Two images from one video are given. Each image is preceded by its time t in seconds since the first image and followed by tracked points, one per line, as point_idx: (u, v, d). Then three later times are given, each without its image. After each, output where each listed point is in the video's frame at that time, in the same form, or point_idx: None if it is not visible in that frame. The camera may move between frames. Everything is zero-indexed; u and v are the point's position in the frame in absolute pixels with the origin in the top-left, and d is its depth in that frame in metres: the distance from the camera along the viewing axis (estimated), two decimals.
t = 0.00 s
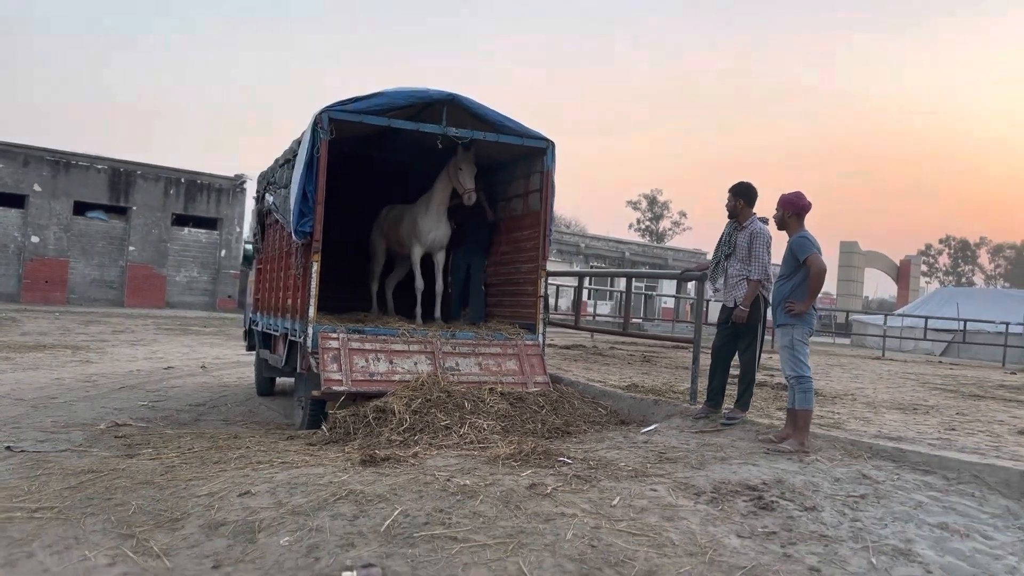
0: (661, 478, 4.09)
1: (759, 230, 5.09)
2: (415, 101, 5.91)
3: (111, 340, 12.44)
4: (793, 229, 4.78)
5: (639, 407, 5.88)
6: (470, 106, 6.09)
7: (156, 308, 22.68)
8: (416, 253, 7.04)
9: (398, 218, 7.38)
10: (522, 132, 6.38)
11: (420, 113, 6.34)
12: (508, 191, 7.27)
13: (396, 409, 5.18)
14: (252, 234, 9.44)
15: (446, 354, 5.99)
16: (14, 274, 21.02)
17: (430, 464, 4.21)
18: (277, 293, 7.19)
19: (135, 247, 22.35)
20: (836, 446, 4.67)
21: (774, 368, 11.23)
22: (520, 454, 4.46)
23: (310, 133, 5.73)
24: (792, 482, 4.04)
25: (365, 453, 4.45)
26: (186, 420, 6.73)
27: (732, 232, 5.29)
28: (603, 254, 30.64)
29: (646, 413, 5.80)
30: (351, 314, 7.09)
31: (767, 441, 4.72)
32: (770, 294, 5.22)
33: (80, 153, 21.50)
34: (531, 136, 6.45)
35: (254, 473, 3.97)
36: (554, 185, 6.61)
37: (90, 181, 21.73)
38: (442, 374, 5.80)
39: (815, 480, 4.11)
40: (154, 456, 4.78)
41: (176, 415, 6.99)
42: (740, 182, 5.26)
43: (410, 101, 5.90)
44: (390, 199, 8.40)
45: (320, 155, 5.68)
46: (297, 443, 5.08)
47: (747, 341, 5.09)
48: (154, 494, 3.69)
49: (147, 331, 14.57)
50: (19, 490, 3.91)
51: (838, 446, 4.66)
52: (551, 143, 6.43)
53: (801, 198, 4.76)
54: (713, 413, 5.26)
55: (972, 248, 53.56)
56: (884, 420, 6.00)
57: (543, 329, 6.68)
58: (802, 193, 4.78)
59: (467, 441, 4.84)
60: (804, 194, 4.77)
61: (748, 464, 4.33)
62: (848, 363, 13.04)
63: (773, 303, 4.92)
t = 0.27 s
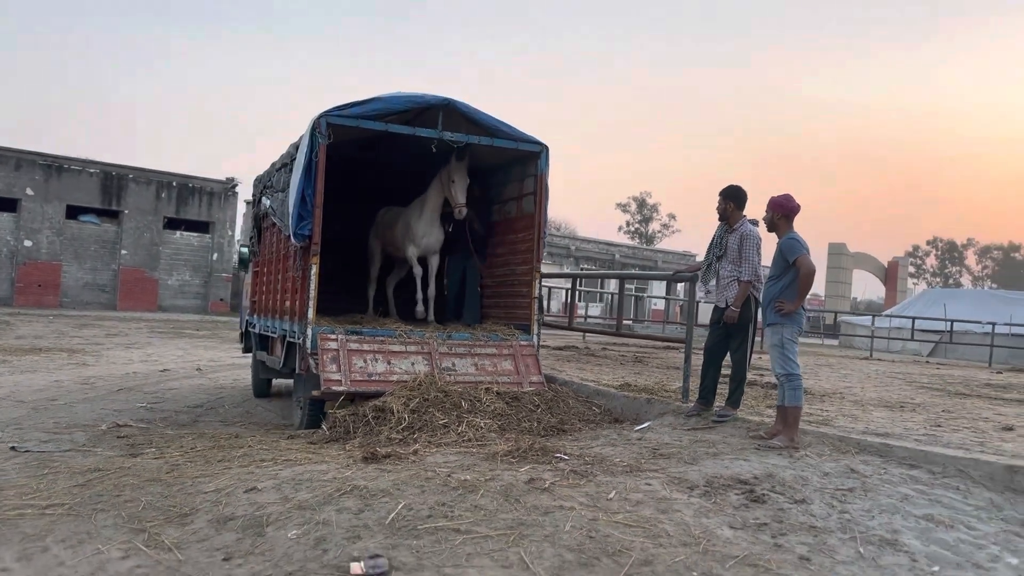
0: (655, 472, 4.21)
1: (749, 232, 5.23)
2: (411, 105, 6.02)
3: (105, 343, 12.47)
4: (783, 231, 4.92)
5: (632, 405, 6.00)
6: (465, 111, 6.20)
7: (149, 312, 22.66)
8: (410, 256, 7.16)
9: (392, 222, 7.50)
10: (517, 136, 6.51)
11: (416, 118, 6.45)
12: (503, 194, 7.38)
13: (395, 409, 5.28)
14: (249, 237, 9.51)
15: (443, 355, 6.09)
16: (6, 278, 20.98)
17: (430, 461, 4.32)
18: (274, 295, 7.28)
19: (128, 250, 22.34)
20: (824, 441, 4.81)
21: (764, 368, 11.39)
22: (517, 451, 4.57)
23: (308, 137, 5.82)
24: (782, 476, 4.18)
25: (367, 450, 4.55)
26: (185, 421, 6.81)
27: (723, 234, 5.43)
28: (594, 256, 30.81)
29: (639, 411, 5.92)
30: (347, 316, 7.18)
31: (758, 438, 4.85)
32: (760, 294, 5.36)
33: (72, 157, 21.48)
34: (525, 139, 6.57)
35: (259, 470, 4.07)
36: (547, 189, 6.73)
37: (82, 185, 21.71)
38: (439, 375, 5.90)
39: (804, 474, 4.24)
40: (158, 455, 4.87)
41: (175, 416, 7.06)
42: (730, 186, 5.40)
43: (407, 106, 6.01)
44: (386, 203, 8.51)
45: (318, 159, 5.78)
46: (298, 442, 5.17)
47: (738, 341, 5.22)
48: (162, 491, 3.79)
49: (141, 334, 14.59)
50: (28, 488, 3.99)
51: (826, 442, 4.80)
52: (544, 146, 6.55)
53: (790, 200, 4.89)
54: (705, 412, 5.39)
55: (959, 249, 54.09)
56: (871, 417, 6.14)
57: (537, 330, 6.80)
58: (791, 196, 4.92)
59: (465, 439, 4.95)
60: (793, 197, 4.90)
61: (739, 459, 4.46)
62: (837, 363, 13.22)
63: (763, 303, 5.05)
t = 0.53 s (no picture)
0: (656, 470, 4.27)
1: (745, 233, 5.29)
2: (410, 108, 6.07)
3: (102, 345, 12.47)
4: (778, 232, 4.98)
5: (631, 404, 6.06)
6: (463, 113, 6.25)
7: (144, 313, 22.63)
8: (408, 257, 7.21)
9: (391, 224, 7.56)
10: (515, 137, 6.56)
11: (415, 120, 6.50)
12: (500, 196, 7.44)
13: (396, 408, 5.33)
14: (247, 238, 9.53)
15: (443, 355, 6.14)
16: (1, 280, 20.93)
17: (432, 460, 4.36)
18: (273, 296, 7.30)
19: (123, 252, 22.30)
20: (821, 438, 4.88)
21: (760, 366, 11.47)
22: (519, 449, 4.62)
23: (308, 140, 5.86)
24: (780, 473, 4.24)
25: (370, 450, 4.59)
26: (185, 422, 6.84)
27: (719, 235, 5.50)
28: (588, 256, 30.88)
29: (637, 410, 5.98)
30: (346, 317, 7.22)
31: (755, 435, 4.91)
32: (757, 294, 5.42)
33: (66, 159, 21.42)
34: (523, 141, 6.62)
35: (264, 470, 4.11)
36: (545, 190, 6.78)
37: (77, 186, 21.66)
38: (439, 374, 5.95)
39: (801, 471, 4.30)
40: (161, 456, 4.90)
41: (175, 417, 7.09)
42: (725, 188, 5.47)
43: (405, 109, 6.06)
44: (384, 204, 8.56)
45: (318, 162, 5.82)
46: (300, 442, 5.22)
47: (737, 340, 5.28)
48: (168, 491, 3.83)
49: (137, 335, 14.59)
50: (35, 489, 4.03)
51: (823, 439, 4.87)
52: (542, 148, 6.61)
53: (786, 201, 4.96)
54: (703, 410, 5.45)
55: (952, 247, 54.38)
56: (867, 415, 6.22)
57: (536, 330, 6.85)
58: (786, 197, 4.98)
59: (467, 438, 5.00)
60: (788, 198, 4.97)
61: (738, 456, 4.52)
62: (832, 361, 13.31)
63: (760, 303, 5.12)
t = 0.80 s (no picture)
0: (655, 469, 4.33)
1: (740, 234, 5.35)
2: (409, 112, 6.12)
3: (98, 347, 12.45)
4: (773, 233, 5.05)
5: (628, 403, 6.12)
6: (462, 116, 6.30)
7: (138, 315, 22.58)
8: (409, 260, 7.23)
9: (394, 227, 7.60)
10: (513, 140, 6.61)
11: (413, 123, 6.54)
12: (499, 198, 7.48)
13: (397, 409, 5.37)
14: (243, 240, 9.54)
15: (442, 356, 6.19)
16: None
17: (434, 460, 4.41)
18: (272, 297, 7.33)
19: (117, 253, 22.24)
20: (816, 437, 4.95)
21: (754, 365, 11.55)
22: (520, 449, 4.67)
23: (308, 144, 5.90)
24: (777, 471, 4.30)
25: (372, 451, 4.63)
26: (185, 424, 6.86)
27: (715, 237, 5.56)
28: (582, 255, 30.96)
29: (635, 409, 6.04)
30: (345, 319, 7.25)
31: (752, 434, 4.98)
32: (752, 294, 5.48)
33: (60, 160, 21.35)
34: (520, 143, 6.67)
35: (268, 471, 4.15)
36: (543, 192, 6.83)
37: (70, 188, 21.59)
38: (439, 375, 5.99)
39: (798, 469, 4.37)
40: (164, 457, 4.93)
41: (174, 419, 7.11)
42: (720, 190, 5.54)
43: (405, 112, 6.10)
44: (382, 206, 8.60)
45: (318, 165, 5.86)
46: (302, 443, 5.25)
47: (733, 340, 5.35)
48: (173, 493, 3.86)
49: (132, 337, 14.57)
50: (39, 492, 4.05)
51: (819, 437, 4.94)
52: (539, 150, 6.66)
53: (780, 203, 5.02)
54: (699, 409, 5.51)
55: (942, 245, 54.72)
56: (861, 413, 6.29)
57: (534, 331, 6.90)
58: (780, 198, 5.05)
59: (467, 438, 5.05)
60: (782, 199, 5.04)
61: (735, 455, 4.59)
62: (825, 359, 13.42)
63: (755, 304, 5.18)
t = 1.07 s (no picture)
0: (656, 465, 4.40)
1: (736, 234, 5.42)
2: (410, 113, 6.17)
3: (93, 348, 12.44)
4: (770, 233, 5.12)
5: (627, 401, 6.19)
6: (463, 118, 6.36)
7: (131, 316, 22.52)
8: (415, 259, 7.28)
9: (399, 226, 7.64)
10: (512, 142, 6.67)
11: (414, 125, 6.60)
12: (499, 198, 7.54)
13: (399, 408, 5.42)
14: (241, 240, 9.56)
15: (442, 355, 6.24)
16: None
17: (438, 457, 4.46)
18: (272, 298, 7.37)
19: (110, 254, 22.18)
20: (813, 433, 5.03)
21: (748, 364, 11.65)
22: (522, 447, 4.73)
23: (310, 145, 5.94)
24: (775, 467, 4.38)
25: (376, 449, 4.68)
26: (185, 424, 6.89)
27: (712, 237, 5.63)
28: (576, 255, 31.05)
29: (633, 407, 6.11)
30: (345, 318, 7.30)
31: (750, 431, 5.05)
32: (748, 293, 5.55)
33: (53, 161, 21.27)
34: (519, 145, 6.73)
35: (274, 469, 4.19)
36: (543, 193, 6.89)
37: (63, 189, 21.51)
38: (440, 374, 6.05)
39: (796, 464, 4.45)
40: (168, 456, 4.97)
41: (173, 419, 7.13)
42: (717, 191, 5.61)
43: (406, 113, 6.16)
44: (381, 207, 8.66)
45: (320, 166, 5.90)
46: (305, 442, 5.29)
47: (730, 339, 5.42)
48: (182, 491, 3.90)
49: (127, 338, 14.55)
50: (47, 491, 4.08)
51: (815, 434, 5.02)
52: (538, 152, 6.72)
53: (777, 204, 5.10)
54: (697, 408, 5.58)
55: (932, 244, 55.12)
56: (856, 410, 6.39)
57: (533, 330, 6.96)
58: (777, 199, 5.13)
59: (469, 436, 5.11)
60: (778, 200, 5.11)
61: (734, 451, 4.66)
62: (818, 358, 13.53)
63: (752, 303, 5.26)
